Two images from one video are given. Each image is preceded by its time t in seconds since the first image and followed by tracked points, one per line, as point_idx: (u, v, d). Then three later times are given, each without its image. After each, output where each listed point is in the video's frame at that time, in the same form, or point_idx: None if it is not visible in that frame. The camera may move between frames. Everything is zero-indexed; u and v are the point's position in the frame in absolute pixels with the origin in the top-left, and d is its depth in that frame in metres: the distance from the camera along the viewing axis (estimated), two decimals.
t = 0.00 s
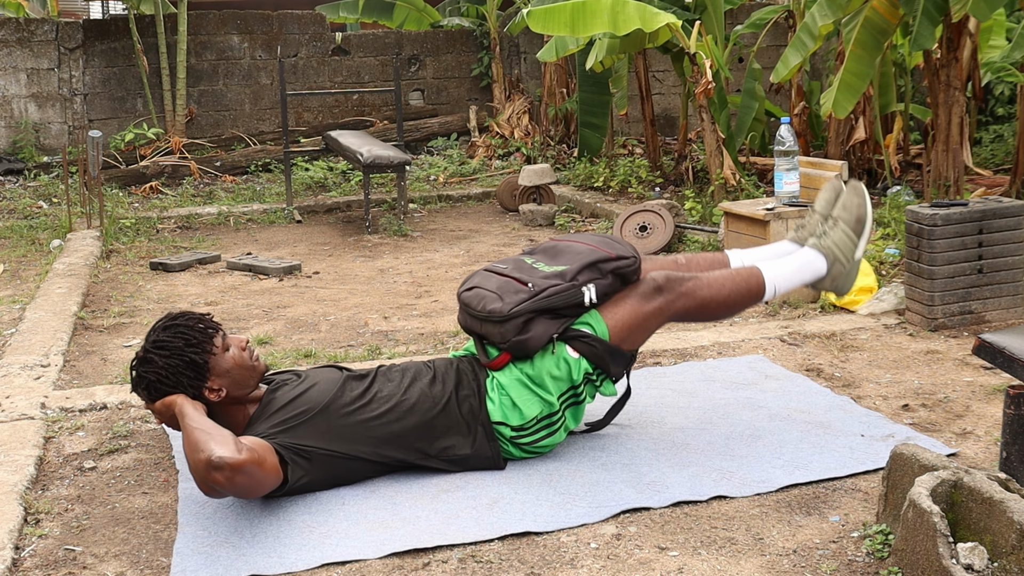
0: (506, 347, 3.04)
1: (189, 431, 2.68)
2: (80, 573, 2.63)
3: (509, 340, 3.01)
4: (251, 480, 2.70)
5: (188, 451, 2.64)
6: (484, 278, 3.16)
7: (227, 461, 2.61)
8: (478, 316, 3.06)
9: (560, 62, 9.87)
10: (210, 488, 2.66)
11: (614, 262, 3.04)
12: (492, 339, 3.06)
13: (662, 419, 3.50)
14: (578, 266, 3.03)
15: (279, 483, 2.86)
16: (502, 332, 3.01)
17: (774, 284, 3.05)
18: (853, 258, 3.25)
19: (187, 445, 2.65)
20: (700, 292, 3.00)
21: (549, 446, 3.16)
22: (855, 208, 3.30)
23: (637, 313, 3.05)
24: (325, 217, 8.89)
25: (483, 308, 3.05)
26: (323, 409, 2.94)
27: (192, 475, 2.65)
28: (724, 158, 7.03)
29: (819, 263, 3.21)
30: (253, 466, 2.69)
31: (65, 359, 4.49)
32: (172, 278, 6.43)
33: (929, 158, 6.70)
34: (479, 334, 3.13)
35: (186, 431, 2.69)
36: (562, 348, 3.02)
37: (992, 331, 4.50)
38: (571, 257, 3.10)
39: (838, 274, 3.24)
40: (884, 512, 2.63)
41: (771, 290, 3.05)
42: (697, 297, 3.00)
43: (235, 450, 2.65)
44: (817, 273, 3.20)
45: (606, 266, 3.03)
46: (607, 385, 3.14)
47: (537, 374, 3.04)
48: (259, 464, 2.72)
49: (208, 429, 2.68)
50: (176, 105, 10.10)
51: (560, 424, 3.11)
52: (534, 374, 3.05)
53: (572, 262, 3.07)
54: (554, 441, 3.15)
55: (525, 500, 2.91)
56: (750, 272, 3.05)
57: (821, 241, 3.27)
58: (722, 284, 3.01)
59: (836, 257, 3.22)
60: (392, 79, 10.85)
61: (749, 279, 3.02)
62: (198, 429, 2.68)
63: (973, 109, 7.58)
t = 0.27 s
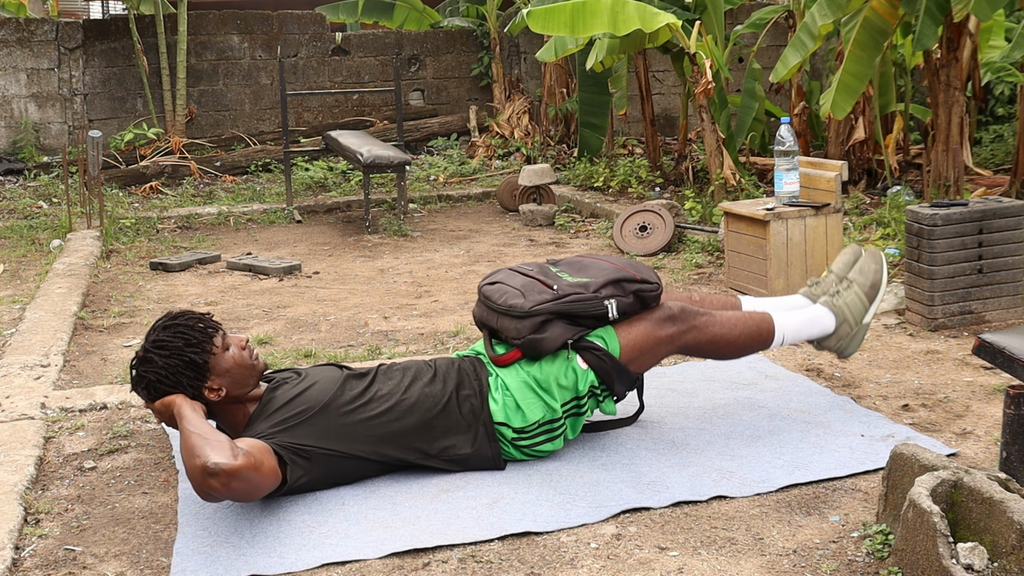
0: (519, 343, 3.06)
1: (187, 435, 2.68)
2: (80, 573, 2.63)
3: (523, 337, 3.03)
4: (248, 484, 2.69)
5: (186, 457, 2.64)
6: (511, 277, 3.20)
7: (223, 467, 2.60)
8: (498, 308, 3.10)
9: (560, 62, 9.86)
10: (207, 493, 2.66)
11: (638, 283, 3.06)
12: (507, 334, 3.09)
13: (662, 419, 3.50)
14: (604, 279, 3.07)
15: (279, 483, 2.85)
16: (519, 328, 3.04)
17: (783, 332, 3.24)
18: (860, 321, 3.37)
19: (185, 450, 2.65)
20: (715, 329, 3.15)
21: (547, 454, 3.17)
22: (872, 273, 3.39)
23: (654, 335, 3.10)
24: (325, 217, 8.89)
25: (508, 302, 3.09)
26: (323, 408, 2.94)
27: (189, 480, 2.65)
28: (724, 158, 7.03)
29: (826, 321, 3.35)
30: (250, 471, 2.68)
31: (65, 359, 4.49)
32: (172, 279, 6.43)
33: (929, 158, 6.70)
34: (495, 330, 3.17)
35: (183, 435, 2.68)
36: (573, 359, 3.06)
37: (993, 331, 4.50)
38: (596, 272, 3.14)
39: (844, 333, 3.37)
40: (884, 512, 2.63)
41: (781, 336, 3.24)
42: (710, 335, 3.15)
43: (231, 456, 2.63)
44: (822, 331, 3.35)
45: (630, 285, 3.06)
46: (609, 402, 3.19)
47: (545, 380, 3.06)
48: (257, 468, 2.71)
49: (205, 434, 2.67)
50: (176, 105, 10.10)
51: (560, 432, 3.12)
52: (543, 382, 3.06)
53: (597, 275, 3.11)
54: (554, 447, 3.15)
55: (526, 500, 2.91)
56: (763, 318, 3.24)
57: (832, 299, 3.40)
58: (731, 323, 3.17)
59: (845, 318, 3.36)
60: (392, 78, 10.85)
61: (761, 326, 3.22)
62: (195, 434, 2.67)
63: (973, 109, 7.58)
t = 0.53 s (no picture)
0: (525, 342, 3.07)
1: (188, 433, 2.67)
2: (80, 573, 2.63)
3: (530, 335, 3.04)
4: (248, 482, 2.68)
5: (187, 454, 2.63)
6: (522, 276, 3.23)
7: (224, 464, 2.60)
8: (507, 305, 3.12)
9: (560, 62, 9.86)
10: (208, 491, 2.65)
11: (648, 293, 3.12)
12: (513, 332, 3.10)
13: (662, 419, 3.50)
14: (614, 286, 3.11)
15: (280, 483, 2.85)
16: (527, 325, 3.05)
17: (785, 356, 3.39)
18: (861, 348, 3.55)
19: (186, 447, 2.65)
20: (717, 345, 3.25)
21: (544, 457, 3.17)
22: (875, 303, 3.57)
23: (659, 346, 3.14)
24: (325, 217, 8.89)
25: (517, 298, 3.11)
26: (323, 407, 2.93)
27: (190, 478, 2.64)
28: (724, 158, 7.03)
29: (829, 347, 3.51)
30: (250, 468, 2.67)
31: (65, 359, 4.49)
32: (172, 279, 6.43)
33: (929, 158, 6.70)
34: (501, 328, 3.18)
35: (184, 433, 2.68)
36: (578, 365, 3.07)
37: (993, 331, 4.50)
38: (606, 279, 3.19)
39: (845, 359, 3.54)
40: (884, 512, 2.63)
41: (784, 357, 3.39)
42: (714, 352, 3.25)
43: (232, 453, 2.63)
44: (825, 356, 3.51)
45: (639, 293, 3.11)
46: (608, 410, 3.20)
47: (548, 384, 3.07)
48: (257, 466, 2.70)
49: (206, 432, 2.67)
50: (176, 105, 10.10)
51: (560, 436, 3.13)
52: (547, 385, 3.07)
53: (606, 284, 3.15)
54: (553, 450, 3.16)
55: (526, 500, 2.91)
56: (766, 340, 3.36)
57: (837, 325, 3.55)
58: (736, 343, 3.29)
59: (847, 345, 3.52)
60: (392, 78, 10.85)
61: (764, 345, 3.34)
62: (196, 432, 2.67)
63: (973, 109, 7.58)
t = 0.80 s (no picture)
0: (526, 341, 3.07)
1: (188, 435, 2.67)
2: (80, 573, 2.63)
3: (531, 334, 3.04)
4: (248, 484, 2.68)
5: (186, 456, 2.64)
6: (525, 276, 3.23)
7: (223, 467, 2.59)
8: (510, 305, 3.12)
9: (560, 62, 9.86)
10: (207, 493, 2.65)
11: (650, 296, 3.11)
12: (515, 332, 3.10)
13: (662, 419, 3.50)
14: (617, 288, 3.11)
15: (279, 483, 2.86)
16: (528, 324, 3.05)
17: (786, 360, 3.37)
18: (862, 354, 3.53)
19: (185, 449, 2.64)
20: (718, 349, 3.24)
21: (543, 458, 3.17)
22: (877, 309, 3.53)
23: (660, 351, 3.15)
24: (325, 216, 8.89)
25: (520, 297, 3.11)
26: (323, 407, 2.93)
27: (190, 479, 2.64)
28: (724, 158, 7.03)
29: (829, 352, 3.50)
30: (251, 470, 2.67)
31: (65, 359, 4.49)
32: (172, 278, 6.43)
33: (929, 158, 6.70)
34: (503, 327, 3.17)
35: (184, 435, 2.68)
36: (578, 368, 3.07)
37: (992, 331, 4.50)
38: (608, 281, 3.19)
39: (845, 365, 3.53)
40: (884, 512, 2.63)
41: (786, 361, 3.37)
42: (715, 355, 3.24)
43: (231, 456, 2.63)
44: (824, 361, 3.50)
45: (642, 296, 3.11)
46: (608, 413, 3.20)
47: (548, 386, 3.07)
48: (257, 468, 2.70)
49: (206, 434, 2.66)
50: (176, 105, 10.10)
51: (559, 437, 3.14)
52: (547, 387, 3.07)
53: (609, 286, 3.15)
54: (552, 451, 3.16)
55: (526, 500, 2.91)
56: (767, 344, 3.35)
57: (837, 331, 3.54)
58: (737, 347, 3.28)
59: (846, 350, 3.51)
60: (392, 78, 10.85)
61: (765, 348, 3.34)
62: (196, 434, 2.67)
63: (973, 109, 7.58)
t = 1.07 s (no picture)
0: (519, 343, 3.06)
1: (191, 420, 2.68)
2: (80, 573, 2.63)
3: (523, 336, 3.04)
4: (251, 469, 2.69)
5: (188, 439, 2.65)
6: (513, 275, 3.19)
7: (227, 449, 2.61)
8: (498, 308, 3.10)
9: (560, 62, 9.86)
10: (211, 478, 2.65)
11: (638, 280, 3.06)
12: (507, 334, 3.09)
13: (662, 419, 3.50)
14: (603, 277, 3.07)
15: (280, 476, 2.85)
16: (519, 327, 3.04)
17: (785, 324, 3.20)
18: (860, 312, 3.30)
19: (189, 433, 2.65)
20: (714, 323, 3.13)
21: (544, 453, 3.17)
22: (872, 263, 3.35)
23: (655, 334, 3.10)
24: (325, 216, 8.89)
25: (507, 301, 3.08)
26: (324, 403, 2.94)
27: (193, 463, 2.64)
28: (724, 158, 7.03)
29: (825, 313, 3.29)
30: (253, 455, 2.69)
31: (65, 359, 4.49)
32: (172, 279, 6.43)
33: (929, 158, 6.70)
34: (495, 329, 3.16)
35: (186, 420, 2.69)
36: (574, 362, 3.06)
37: (993, 331, 4.50)
38: (596, 269, 3.14)
39: (845, 324, 3.31)
40: (884, 512, 2.63)
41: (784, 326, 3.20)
42: (710, 329, 3.14)
43: (235, 438, 2.64)
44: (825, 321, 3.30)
45: (630, 281, 3.07)
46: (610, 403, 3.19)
47: (547, 383, 3.06)
48: (260, 454, 2.71)
49: (209, 418, 2.68)
50: (176, 105, 10.10)
51: (561, 432, 3.13)
52: (545, 381, 3.06)
53: (597, 273, 3.11)
54: (554, 446, 3.16)
55: (526, 500, 2.91)
56: (764, 311, 3.20)
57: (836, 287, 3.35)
58: (734, 318, 3.16)
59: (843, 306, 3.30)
60: (393, 79, 10.85)
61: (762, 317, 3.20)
62: (199, 419, 2.68)
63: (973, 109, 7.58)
